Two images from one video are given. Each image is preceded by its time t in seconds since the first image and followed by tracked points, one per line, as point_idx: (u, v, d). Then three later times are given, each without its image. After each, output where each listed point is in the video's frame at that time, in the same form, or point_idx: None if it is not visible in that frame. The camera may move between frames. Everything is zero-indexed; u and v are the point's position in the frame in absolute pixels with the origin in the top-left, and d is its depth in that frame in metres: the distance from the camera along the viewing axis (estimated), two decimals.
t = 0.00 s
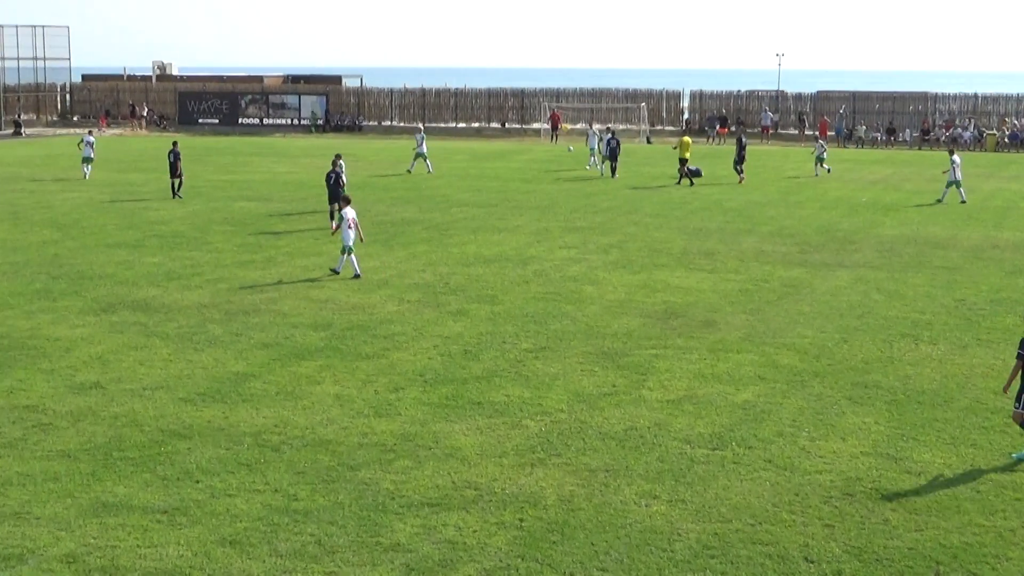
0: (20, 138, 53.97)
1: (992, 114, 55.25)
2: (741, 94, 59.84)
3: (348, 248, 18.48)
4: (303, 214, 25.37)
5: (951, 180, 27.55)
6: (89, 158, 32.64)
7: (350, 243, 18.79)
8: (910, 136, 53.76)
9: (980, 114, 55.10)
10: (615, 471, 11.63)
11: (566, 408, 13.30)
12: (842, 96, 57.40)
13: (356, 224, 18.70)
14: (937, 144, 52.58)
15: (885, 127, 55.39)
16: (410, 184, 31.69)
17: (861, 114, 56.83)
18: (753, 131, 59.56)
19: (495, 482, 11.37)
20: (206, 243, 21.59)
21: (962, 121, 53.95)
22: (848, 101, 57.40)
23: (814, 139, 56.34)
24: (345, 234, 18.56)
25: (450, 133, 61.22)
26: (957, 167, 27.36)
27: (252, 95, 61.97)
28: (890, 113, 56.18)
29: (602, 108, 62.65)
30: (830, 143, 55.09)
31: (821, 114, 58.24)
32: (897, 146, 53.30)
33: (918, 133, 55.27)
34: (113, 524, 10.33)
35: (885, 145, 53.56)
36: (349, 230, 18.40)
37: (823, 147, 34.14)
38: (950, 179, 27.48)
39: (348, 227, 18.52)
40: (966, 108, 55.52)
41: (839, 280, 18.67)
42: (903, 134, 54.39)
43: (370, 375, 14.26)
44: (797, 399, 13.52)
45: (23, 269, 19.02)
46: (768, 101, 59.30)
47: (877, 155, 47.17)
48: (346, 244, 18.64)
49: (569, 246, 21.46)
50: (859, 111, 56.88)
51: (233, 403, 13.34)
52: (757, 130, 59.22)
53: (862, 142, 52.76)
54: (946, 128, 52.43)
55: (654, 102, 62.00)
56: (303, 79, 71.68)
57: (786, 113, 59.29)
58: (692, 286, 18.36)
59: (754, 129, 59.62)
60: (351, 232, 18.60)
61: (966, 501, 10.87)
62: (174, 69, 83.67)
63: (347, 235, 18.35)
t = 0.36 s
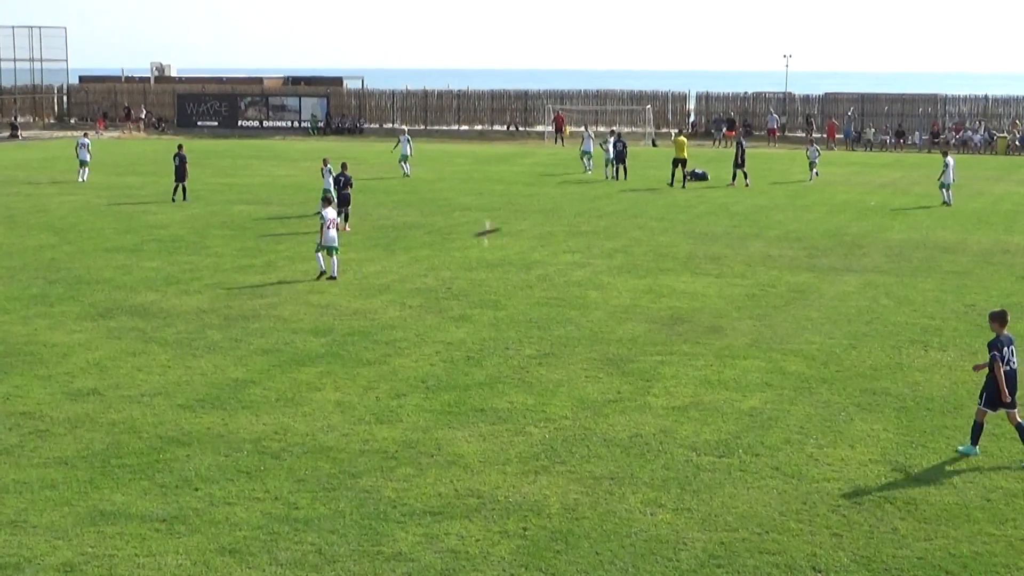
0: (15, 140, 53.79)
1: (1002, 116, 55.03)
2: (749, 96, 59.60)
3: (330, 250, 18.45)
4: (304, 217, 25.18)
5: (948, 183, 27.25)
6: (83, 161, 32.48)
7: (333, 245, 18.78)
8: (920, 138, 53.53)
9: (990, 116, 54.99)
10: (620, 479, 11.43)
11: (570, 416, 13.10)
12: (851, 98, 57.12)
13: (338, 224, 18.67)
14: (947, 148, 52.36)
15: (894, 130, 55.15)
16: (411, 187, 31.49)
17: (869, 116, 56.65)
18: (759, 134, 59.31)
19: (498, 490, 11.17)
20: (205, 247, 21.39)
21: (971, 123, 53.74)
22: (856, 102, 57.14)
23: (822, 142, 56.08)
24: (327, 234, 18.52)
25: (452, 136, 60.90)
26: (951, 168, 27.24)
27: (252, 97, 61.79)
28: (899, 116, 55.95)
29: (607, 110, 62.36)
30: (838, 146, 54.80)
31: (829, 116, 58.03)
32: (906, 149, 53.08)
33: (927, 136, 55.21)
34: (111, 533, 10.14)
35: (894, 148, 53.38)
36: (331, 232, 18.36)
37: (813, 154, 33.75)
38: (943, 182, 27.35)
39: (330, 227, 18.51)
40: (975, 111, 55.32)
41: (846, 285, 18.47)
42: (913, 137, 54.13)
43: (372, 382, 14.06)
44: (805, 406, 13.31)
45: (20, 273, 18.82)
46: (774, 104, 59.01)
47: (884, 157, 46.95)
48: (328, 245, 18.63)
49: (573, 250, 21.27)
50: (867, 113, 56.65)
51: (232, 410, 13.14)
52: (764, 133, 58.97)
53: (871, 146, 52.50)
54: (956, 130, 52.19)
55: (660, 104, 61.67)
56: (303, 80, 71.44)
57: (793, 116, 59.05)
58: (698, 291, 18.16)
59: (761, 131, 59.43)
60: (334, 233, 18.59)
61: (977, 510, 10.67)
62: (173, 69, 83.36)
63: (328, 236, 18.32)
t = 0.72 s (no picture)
0: (14, 141, 53.81)
1: (1002, 116, 55.05)
2: (748, 97, 59.55)
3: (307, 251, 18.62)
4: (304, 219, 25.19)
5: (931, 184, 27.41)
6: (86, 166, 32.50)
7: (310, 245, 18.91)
8: (920, 139, 53.53)
9: (990, 117, 54.93)
10: (620, 480, 11.43)
11: (570, 417, 13.10)
12: (850, 99, 57.06)
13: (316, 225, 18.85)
14: (947, 149, 52.33)
15: (894, 131, 55.13)
16: (411, 188, 31.48)
17: (869, 117, 56.61)
18: (759, 136, 59.26)
19: (498, 491, 11.18)
20: (204, 249, 21.40)
21: (971, 124, 53.76)
22: (856, 103, 57.08)
23: (822, 143, 55.97)
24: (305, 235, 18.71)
25: (451, 138, 60.84)
26: (934, 170, 27.41)
27: (252, 98, 61.82)
28: (898, 117, 55.91)
29: (607, 111, 62.28)
30: (838, 148, 54.72)
31: (828, 117, 58.03)
32: (905, 149, 53.10)
33: (927, 137, 55.17)
34: (111, 534, 10.14)
35: (894, 149, 53.38)
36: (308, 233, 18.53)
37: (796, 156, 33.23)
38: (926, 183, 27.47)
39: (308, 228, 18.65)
40: (975, 111, 55.28)
41: (846, 286, 18.48)
42: (912, 138, 54.12)
43: (371, 383, 14.06)
44: (805, 407, 13.31)
45: (19, 275, 18.82)
46: (774, 105, 58.96)
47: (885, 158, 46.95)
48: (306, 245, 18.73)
49: (573, 251, 21.27)
50: (867, 114, 56.62)
51: (232, 411, 13.15)
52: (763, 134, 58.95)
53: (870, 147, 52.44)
54: (956, 131, 52.15)
55: (659, 104, 61.72)
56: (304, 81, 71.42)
57: (793, 117, 58.99)
58: (697, 292, 18.16)
59: (760, 132, 59.42)
60: (311, 234, 18.72)
61: (976, 510, 10.67)
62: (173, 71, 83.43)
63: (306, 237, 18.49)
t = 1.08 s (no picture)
0: (11, 141, 53.78)
1: (999, 116, 55.09)
2: (745, 96, 59.51)
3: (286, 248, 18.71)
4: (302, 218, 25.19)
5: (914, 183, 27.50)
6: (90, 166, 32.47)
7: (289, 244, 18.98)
8: (917, 139, 53.58)
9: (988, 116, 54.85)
10: (617, 480, 11.43)
11: (567, 416, 13.09)
12: (848, 98, 57.02)
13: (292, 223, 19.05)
14: (944, 148, 52.38)
15: (891, 130, 55.16)
16: (409, 188, 31.47)
17: (867, 117, 56.59)
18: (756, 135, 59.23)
19: (495, 490, 11.17)
20: (201, 248, 21.40)
21: (968, 123, 53.79)
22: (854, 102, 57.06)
23: (820, 143, 56.02)
24: (281, 234, 18.81)
25: (449, 137, 60.80)
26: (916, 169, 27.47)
27: (249, 97, 61.79)
28: (896, 116, 55.94)
29: (605, 110, 62.23)
30: (836, 147, 54.76)
31: (826, 117, 58.05)
32: (903, 149, 53.15)
33: (924, 136, 55.13)
34: (108, 534, 10.13)
35: (891, 148, 53.43)
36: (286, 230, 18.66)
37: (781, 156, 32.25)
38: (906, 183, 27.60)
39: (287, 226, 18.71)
40: (972, 111, 55.24)
41: (843, 286, 18.48)
42: (910, 137, 54.16)
43: (369, 383, 14.05)
44: (802, 407, 13.31)
45: (16, 274, 18.81)
46: (771, 104, 58.96)
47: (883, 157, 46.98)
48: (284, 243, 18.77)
49: (571, 251, 21.27)
50: (864, 113, 56.65)
51: (229, 411, 13.14)
52: (760, 133, 58.96)
53: (867, 146, 52.50)
54: (953, 130, 52.20)
55: (657, 104, 61.77)
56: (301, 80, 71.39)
57: (790, 116, 58.99)
58: (695, 291, 18.16)
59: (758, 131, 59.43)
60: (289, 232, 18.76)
61: (974, 509, 10.67)
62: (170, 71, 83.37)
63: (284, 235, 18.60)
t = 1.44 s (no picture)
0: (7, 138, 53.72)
1: (995, 113, 55.11)
2: (741, 94, 59.60)
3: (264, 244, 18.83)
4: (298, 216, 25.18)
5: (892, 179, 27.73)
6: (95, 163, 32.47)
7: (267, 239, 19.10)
8: (912, 136, 53.64)
9: (984, 113, 54.91)
10: (613, 477, 11.43)
11: (563, 413, 13.09)
12: (843, 96, 57.15)
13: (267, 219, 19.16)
14: (940, 145, 52.43)
15: (887, 127, 55.19)
16: (405, 185, 31.46)
17: (862, 114, 56.67)
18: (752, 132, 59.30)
19: (491, 488, 11.17)
20: (197, 245, 21.38)
21: (964, 121, 53.84)
22: (849, 100, 57.17)
23: (815, 140, 56.06)
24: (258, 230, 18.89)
25: (445, 134, 60.83)
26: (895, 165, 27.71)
27: (244, 95, 61.74)
28: (891, 113, 55.97)
29: (601, 108, 62.24)
30: (831, 144, 54.80)
31: (821, 114, 58.08)
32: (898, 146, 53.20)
33: (919, 133, 55.23)
34: (104, 531, 10.13)
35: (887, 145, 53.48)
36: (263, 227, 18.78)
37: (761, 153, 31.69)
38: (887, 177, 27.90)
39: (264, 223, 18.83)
40: (968, 108, 55.33)
41: (839, 283, 18.49)
42: (905, 135, 54.21)
43: (364, 380, 14.05)
44: (798, 404, 13.31)
45: (12, 271, 18.79)
46: (767, 101, 58.96)
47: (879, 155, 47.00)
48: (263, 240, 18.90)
49: (567, 248, 21.27)
50: (860, 110, 56.69)
51: (225, 408, 13.14)
52: (756, 131, 59.00)
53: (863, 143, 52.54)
54: (949, 127, 52.24)
55: (653, 101, 61.79)
56: (296, 77, 71.34)
57: (786, 113, 59.00)
58: (691, 288, 18.16)
59: (753, 129, 59.51)
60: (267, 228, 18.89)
61: (970, 506, 10.68)
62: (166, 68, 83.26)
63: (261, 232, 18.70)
